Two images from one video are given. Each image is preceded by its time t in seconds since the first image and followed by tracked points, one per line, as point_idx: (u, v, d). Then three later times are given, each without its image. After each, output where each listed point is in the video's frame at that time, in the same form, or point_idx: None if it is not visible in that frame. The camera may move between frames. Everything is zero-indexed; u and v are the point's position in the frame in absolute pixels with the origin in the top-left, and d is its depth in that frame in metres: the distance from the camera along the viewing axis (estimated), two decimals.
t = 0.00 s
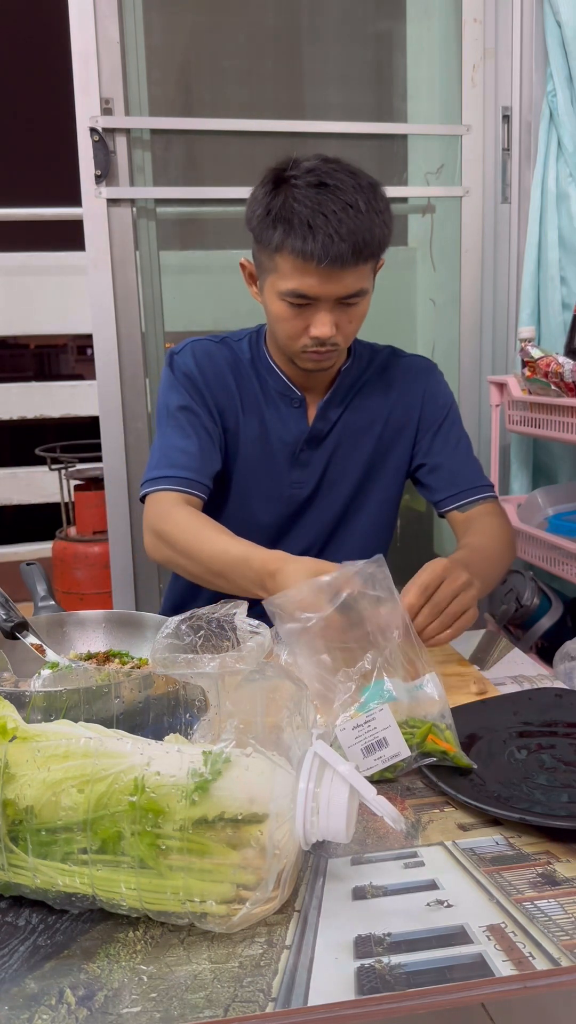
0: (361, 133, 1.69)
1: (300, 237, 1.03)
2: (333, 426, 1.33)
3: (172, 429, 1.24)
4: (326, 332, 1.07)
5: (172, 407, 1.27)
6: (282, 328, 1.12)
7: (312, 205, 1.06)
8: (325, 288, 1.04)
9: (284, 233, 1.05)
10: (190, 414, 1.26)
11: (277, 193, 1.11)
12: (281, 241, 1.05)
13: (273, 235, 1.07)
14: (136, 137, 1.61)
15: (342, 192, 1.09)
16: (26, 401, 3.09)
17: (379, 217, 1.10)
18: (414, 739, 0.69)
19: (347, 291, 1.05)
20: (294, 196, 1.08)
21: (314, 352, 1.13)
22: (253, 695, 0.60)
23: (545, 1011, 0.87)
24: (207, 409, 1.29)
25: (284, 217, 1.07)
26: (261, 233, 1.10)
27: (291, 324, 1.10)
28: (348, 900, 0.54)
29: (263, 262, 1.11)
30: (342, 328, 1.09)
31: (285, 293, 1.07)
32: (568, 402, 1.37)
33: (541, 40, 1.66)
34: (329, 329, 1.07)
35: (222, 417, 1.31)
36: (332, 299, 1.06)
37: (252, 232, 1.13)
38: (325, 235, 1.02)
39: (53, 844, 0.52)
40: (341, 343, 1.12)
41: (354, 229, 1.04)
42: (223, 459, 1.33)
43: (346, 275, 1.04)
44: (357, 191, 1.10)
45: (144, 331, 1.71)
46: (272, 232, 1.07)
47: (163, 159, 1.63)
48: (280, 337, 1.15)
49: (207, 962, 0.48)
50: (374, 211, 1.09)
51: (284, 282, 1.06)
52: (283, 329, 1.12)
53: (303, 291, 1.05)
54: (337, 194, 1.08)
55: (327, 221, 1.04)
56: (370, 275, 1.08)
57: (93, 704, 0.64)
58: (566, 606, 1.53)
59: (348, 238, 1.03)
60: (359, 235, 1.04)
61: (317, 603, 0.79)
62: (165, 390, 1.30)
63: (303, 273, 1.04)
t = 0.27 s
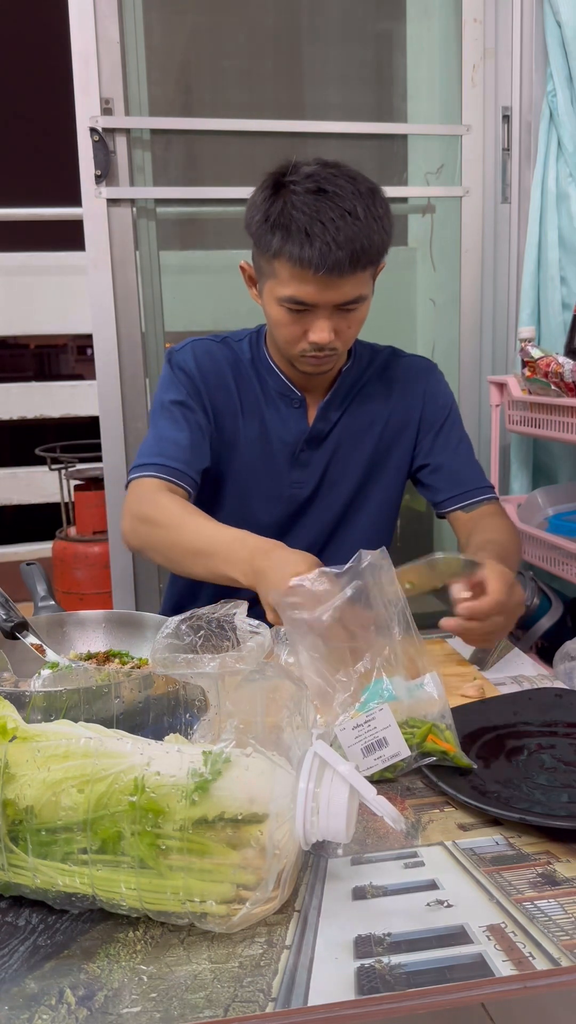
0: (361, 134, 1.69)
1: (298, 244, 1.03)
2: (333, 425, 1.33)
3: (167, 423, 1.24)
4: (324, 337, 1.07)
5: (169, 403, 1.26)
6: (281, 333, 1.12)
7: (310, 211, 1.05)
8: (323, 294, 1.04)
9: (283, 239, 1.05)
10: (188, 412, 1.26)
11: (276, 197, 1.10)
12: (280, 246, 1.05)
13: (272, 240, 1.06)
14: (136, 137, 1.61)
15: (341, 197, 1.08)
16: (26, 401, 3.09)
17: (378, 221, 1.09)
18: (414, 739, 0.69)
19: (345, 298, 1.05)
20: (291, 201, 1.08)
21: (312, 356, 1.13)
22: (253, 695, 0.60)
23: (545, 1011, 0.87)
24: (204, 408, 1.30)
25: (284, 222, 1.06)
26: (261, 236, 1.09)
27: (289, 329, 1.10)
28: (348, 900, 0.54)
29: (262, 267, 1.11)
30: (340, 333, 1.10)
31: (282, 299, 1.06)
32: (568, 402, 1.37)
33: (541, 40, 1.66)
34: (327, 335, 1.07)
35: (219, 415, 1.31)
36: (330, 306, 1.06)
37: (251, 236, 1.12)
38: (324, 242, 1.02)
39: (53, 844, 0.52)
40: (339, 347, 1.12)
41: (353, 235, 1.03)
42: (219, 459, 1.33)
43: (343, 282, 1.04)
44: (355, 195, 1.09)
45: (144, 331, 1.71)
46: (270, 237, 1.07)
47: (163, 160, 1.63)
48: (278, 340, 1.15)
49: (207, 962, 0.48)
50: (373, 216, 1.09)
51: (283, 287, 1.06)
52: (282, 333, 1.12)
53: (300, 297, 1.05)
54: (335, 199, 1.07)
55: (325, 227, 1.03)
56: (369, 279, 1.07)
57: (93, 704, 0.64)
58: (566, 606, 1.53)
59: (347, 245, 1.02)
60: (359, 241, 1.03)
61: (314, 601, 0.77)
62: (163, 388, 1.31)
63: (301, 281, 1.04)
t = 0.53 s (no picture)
0: (361, 133, 1.69)
1: (209, 262, 1.01)
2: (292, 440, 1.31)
3: (130, 488, 1.30)
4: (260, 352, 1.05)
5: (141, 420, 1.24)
6: (218, 352, 1.11)
7: (216, 224, 1.03)
8: (242, 309, 1.02)
9: (194, 260, 1.03)
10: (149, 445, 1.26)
11: (186, 216, 1.08)
12: (194, 267, 1.03)
13: (186, 262, 1.05)
14: (136, 137, 1.61)
15: (246, 204, 1.05)
16: (26, 401, 3.09)
17: (291, 224, 1.06)
18: (414, 739, 0.69)
19: (267, 307, 1.03)
20: (197, 219, 1.06)
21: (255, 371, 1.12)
22: (253, 695, 0.60)
23: (545, 1011, 0.87)
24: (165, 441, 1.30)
25: (192, 241, 1.05)
26: (178, 260, 1.08)
27: (223, 347, 1.09)
28: (348, 900, 0.54)
29: (186, 290, 1.10)
30: (275, 344, 1.08)
31: (208, 319, 1.05)
32: (568, 402, 1.37)
33: (541, 39, 1.66)
34: (260, 348, 1.05)
35: (172, 452, 1.33)
36: (255, 318, 1.04)
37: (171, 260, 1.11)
38: (231, 257, 0.99)
39: (53, 844, 0.52)
40: (278, 357, 1.10)
41: (263, 243, 1.00)
42: (190, 483, 1.34)
43: (265, 293, 1.02)
44: (263, 200, 1.06)
45: (144, 331, 1.72)
46: (186, 259, 1.05)
47: (163, 160, 1.63)
48: (220, 360, 1.15)
49: (207, 962, 0.48)
50: (284, 219, 1.05)
51: (205, 307, 1.05)
52: (219, 353, 1.12)
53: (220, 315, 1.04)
54: (240, 208, 1.04)
55: (234, 240, 1.01)
56: (291, 286, 1.05)
57: (93, 704, 0.64)
58: (566, 606, 1.53)
59: (258, 254, 1.00)
60: (270, 250, 1.00)
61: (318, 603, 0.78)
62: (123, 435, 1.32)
63: (219, 297, 1.02)
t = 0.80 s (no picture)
0: (361, 133, 1.69)
1: (208, 266, 1.01)
2: (292, 440, 1.31)
3: (130, 488, 1.30)
4: (259, 355, 1.05)
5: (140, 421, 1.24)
6: (218, 355, 1.12)
7: (215, 228, 1.03)
8: (242, 312, 1.02)
9: (193, 263, 1.03)
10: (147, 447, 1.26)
11: (184, 219, 1.08)
12: (193, 271, 1.03)
13: (185, 265, 1.05)
14: (136, 137, 1.61)
15: (245, 207, 1.05)
16: (26, 401, 3.09)
17: (290, 227, 1.06)
18: (414, 739, 0.69)
19: (267, 310, 1.03)
20: (196, 222, 1.06)
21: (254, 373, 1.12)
22: (254, 695, 0.60)
23: (545, 1011, 0.87)
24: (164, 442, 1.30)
25: (191, 245, 1.04)
26: (177, 263, 1.08)
27: (223, 350, 1.09)
28: (348, 900, 0.54)
29: (185, 294, 1.10)
30: (275, 346, 1.08)
31: (208, 323, 1.05)
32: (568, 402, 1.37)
33: (541, 39, 1.66)
34: (259, 351, 1.05)
35: (171, 452, 1.33)
36: (255, 321, 1.04)
37: (169, 263, 1.11)
38: (231, 261, 0.99)
39: (53, 844, 0.52)
40: (278, 359, 1.10)
41: (263, 247, 1.00)
42: (189, 483, 1.34)
43: (265, 297, 1.02)
44: (262, 203, 1.06)
45: (144, 331, 1.72)
46: (185, 263, 1.05)
47: (163, 160, 1.63)
48: (219, 362, 1.15)
49: (207, 962, 0.48)
50: (283, 222, 1.05)
51: (204, 311, 1.05)
52: (218, 356, 1.12)
53: (220, 318, 1.04)
54: (239, 212, 1.04)
55: (233, 244, 1.01)
56: (291, 289, 1.05)
57: (93, 704, 0.64)
58: (566, 606, 1.53)
59: (257, 258, 1.00)
60: (269, 253, 1.00)
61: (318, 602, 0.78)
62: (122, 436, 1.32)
63: (219, 301, 1.02)
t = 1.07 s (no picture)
0: (361, 133, 1.69)
1: (207, 267, 1.01)
2: (292, 441, 1.32)
3: (130, 488, 1.30)
4: (258, 356, 1.05)
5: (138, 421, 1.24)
6: (217, 356, 1.12)
7: (213, 229, 1.03)
8: (241, 313, 1.02)
9: (191, 265, 1.03)
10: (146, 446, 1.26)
11: (183, 220, 1.08)
12: (191, 273, 1.03)
13: (183, 266, 1.05)
14: (136, 137, 1.61)
15: (243, 209, 1.05)
16: (26, 401, 3.09)
17: (289, 228, 1.06)
18: (414, 739, 0.69)
19: (265, 311, 1.03)
20: (194, 223, 1.06)
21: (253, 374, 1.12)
22: (254, 695, 0.60)
23: (545, 1011, 0.87)
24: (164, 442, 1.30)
25: (190, 246, 1.05)
26: (176, 265, 1.08)
27: (222, 351, 1.09)
28: (348, 900, 0.54)
29: (184, 295, 1.10)
30: (274, 347, 1.08)
31: (207, 324, 1.05)
32: (568, 402, 1.37)
33: (541, 39, 1.66)
34: (258, 352, 1.05)
35: (171, 452, 1.32)
36: (254, 323, 1.04)
37: (168, 265, 1.11)
38: (229, 262, 0.99)
39: (53, 844, 0.52)
40: (277, 360, 1.10)
41: (261, 248, 1.00)
42: (188, 484, 1.34)
43: (263, 298, 1.02)
44: (260, 204, 1.06)
45: (144, 331, 1.72)
46: (184, 264, 1.05)
47: (163, 160, 1.63)
48: (218, 363, 1.15)
49: (207, 962, 0.48)
50: (282, 223, 1.05)
51: (203, 312, 1.05)
52: (217, 357, 1.12)
53: (218, 320, 1.04)
54: (237, 213, 1.04)
55: (231, 245, 1.01)
56: (290, 290, 1.05)
57: (93, 704, 0.64)
58: (566, 606, 1.53)
59: (255, 259, 1.00)
60: (267, 254, 1.00)
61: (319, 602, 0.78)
62: (122, 436, 1.32)
63: (217, 302, 1.02)
